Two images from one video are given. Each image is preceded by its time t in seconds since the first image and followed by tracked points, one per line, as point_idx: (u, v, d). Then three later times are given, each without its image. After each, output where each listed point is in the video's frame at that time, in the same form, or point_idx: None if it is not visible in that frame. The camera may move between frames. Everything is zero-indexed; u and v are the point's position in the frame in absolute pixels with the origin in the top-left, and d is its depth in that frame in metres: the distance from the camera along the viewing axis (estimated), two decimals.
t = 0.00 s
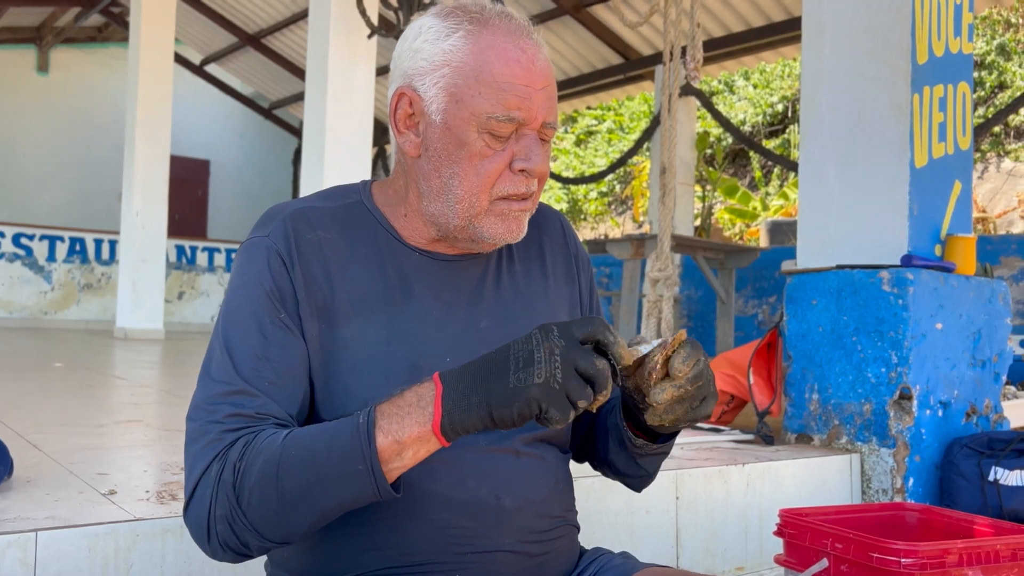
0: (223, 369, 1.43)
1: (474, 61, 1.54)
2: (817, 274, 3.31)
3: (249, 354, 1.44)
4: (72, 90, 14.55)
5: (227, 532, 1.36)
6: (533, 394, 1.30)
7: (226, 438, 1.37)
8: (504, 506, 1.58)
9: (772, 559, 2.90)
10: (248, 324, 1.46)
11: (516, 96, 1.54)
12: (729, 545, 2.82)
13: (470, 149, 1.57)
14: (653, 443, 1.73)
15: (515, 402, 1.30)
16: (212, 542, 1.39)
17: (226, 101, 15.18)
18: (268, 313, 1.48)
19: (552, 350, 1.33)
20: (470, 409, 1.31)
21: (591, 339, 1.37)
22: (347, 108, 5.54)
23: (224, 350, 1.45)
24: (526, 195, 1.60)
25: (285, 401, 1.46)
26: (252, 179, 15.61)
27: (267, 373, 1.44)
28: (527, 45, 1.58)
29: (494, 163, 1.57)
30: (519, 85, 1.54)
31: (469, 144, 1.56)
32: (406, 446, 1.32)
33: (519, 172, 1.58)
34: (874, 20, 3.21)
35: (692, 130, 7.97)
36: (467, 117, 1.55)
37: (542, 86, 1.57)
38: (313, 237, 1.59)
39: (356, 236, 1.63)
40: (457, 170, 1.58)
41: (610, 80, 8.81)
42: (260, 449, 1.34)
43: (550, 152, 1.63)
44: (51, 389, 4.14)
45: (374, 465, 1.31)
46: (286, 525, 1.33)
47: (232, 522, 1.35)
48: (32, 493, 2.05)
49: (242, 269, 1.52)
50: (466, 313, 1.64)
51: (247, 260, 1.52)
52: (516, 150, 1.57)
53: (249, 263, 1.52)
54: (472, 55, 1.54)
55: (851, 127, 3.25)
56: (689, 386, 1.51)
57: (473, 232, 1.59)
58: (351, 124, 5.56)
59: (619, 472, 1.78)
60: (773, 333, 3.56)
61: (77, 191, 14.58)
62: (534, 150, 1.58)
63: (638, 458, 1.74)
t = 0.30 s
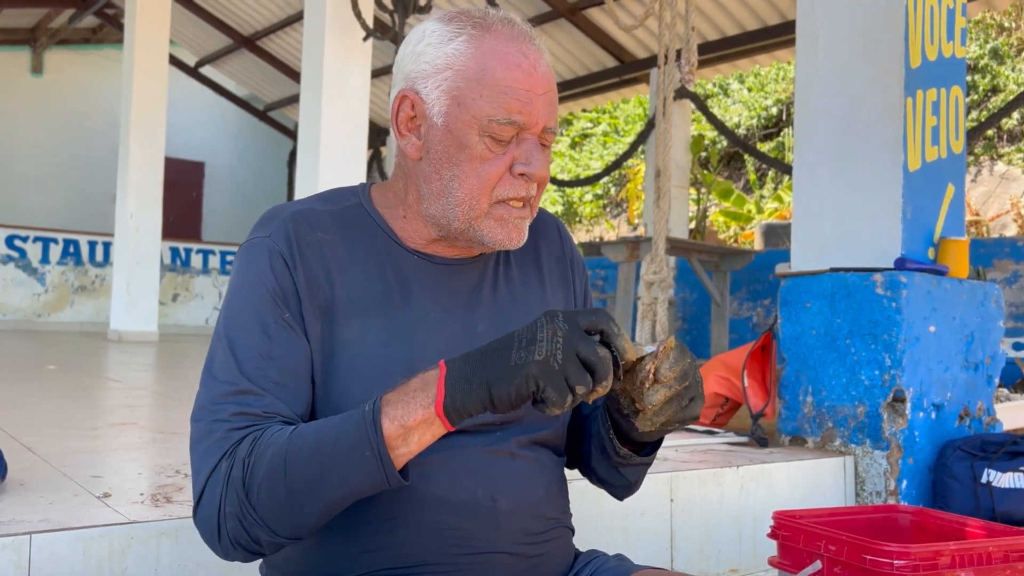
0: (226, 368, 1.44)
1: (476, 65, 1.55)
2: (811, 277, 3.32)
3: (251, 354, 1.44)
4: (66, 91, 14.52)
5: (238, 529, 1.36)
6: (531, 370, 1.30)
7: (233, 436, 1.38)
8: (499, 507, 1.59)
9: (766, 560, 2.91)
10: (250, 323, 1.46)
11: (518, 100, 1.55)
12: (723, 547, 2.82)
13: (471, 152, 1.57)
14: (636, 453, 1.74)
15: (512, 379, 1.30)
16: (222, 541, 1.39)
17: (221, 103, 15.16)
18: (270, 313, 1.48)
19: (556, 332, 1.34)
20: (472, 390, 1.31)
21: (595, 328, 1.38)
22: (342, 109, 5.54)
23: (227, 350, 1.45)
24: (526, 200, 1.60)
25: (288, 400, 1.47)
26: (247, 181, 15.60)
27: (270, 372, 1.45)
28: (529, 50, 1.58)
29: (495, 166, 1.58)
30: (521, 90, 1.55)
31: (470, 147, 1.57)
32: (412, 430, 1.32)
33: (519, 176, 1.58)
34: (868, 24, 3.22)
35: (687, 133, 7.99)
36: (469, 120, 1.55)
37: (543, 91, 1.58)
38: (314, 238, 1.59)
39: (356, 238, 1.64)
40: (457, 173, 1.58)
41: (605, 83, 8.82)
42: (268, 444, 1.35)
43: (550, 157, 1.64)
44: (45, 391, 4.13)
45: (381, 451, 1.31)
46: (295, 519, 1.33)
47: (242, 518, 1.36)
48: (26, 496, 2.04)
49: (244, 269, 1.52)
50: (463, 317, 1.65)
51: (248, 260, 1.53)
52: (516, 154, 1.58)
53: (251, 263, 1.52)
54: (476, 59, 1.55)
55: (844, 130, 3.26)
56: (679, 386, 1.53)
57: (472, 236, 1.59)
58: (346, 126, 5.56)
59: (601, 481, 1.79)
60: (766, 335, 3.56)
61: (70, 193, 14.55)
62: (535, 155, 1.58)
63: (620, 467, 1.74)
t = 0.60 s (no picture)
0: (216, 376, 1.44)
1: (466, 69, 1.55)
2: (801, 281, 3.34)
3: (241, 361, 1.45)
4: (58, 93, 14.47)
5: (223, 540, 1.37)
6: (515, 404, 1.30)
7: (221, 447, 1.39)
8: (490, 512, 1.59)
9: (756, 564, 2.92)
10: (240, 330, 1.47)
11: (508, 104, 1.55)
12: (715, 550, 2.83)
13: (462, 156, 1.57)
14: (631, 457, 1.74)
15: (497, 412, 1.30)
16: (208, 550, 1.40)
17: (213, 106, 15.14)
18: (260, 319, 1.49)
19: (536, 360, 1.33)
20: (458, 420, 1.31)
21: (577, 346, 1.37)
22: (335, 112, 5.54)
23: (217, 357, 1.46)
24: (516, 203, 1.61)
25: (278, 408, 1.47)
26: (239, 184, 15.57)
27: (259, 379, 1.45)
28: (519, 54, 1.59)
29: (485, 170, 1.58)
30: (511, 93, 1.56)
31: (461, 150, 1.57)
32: (398, 452, 1.32)
33: (510, 179, 1.59)
34: (858, 29, 3.23)
35: (679, 137, 8.01)
36: (459, 123, 1.56)
37: (534, 95, 1.58)
38: (304, 243, 1.60)
39: (347, 242, 1.64)
40: (448, 176, 1.59)
41: (597, 87, 8.84)
42: (254, 458, 1.35)
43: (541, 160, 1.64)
44: (35, 395, 4.12)
45: (366, 473, 1.32)
46: (281, 533, 1.34)
47: (227, 530, 1.37)
48: (15, 500, 2.04)
49: (233, 276, 1.53)
50: (454, 322, 1.65)
51: (238, 266, 1.53)
52: (507, 158, 1.58)
53: (240, 270, 1.53)
54: (466, 63, 1.56)
55: (835, 135, 3.28)
56: (682, 395, 1.54)
57: (461, 241, 1.60)
58: (339, 129, 5.56)
59: (596, 485, 1.79)
60: (758, 339, 3.57)
61: (61, 196, 14.51)
62: (526, 158, 1.59)
63: (616, 472, 1.75)
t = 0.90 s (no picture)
0: (206, 377, 1.44)
1: (457, 75, 1.55)
2: (790, 285, 3.35)
3: (232, 361, 1.45)
4: (46, 96, 14.41)
5: (215, 538, 1.37)
6: (524, 405, 1.31)
7: (212, 443, 1.38)
8: (477, 515, 1.59)
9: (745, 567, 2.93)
10: (229, 332, 1.46)
11: (498, 110, 1.55)
12: (703, 554, 2.84)
13: (451, 162, 1.58)
14: (618, 467, 1.74)
15: (503, 410, 1.31)
16: (200, 549, 1.39)
17: (203, 109, 15.10)
18: (250, 321, 1.48)
19: (548, 362, 1.35)
20: (458, 414, 1.31)
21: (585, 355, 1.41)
22: (325, 116, 5.53)
23: (207, 357, 1.45)
24: (506, 210, 1.61)
25: (270, 409, 1.47)
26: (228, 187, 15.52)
27: (250, 381, 1.45)
28: (510, 60, 1.59)
29: (475, 176, 1.58)
30: (501, 101, 1.56)
31: (450, 156, 1.58)
32: (393, 448, 1.32)
33: (499, 186, 1.59)
34: (846, 35, 3.25)
35: (669, 141, 8.03)
36: (449, 129, 1.56)
37: (524, 102, 1.58)
38: (295, 245, 1.60)
39: (337, 245, 1.64)
40: (438, 182, 1.59)
41: (587, 91, 8.85)
42: (245, 455, 1.34)
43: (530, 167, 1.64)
44: (22, 398, 4.09)
45: (359, 465, 1.30)
46: (273, 531, 1.33)
47: (219, 528, 1.36)
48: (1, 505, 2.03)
49: (223, 278, 1.52)
50: (444, 326, 1.65)
51: (228, 267, 1.53)
52: (497, 164, 1.58)
53: (231, 270, 1.52)
54: (456, 69, 1.56)
55: (823, 140, 3.29)
56: (666, 401, 1.54)
57: (451, 245, 1.60)
58: (329, 132, 5.55)
59: (585, 490, 1.79)
60: (747, 343, 3.57)
61: (49, 198, 14.44)
62: (514, 165, 1.59)
63: (604, 479, 1.75)
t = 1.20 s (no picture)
0: (201, 385, 1.44)
1: (448, 80, 1.56)
2: (778, 289, 3.36)
3: (225, 369, 1.44)
4: (33, 97, 14.34)
5: (215, 553, 1.37)
6: (511, 416, 1.30)
7: (217, 458, 1.38)
8: (467, 519, 1.59)
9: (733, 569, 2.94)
10: (222, 338, 1.46)
11: (489, 115, 1.56)
12: (692, 557, 2.85)
13: (443, 167, 1.58)
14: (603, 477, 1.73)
15: (494, 427, 1.30)
16: (198, 562, 1.40)
17: (191, 111, 15.05)
18: (243, 327, 1.48)
19: (533, 373, 1.34)
20: (456, 440, 1.32)
21: (576, 368, 1.36)
22: (314, 118, 5.52)
23: (200, 365, 1.45)
24: (498, 213, 1.61)
25: (266, 418, 1.47)
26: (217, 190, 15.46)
27: (244, 387, 1.45)
28: (500, 64, 1.59)
29: (467, 180, 1.59)
30: (492, 105, 1.56)
31: (442, 161, 1.58)
32: (395, 473, 1.32)
33: (491, 190, 1.59)
34: (834, 39, 3.27)
35: (658, 145, 8.05)
36: (441, 134, 1.57)
37: (515, 106, 1.58)
38: (285, 251, 1.60)
39: (329, 251, 1.64)
40: (430, 187, 1.59)
41: (577, 95, 8.86)
42: (250, 474, 1.35)
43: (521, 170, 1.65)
44: (9, 402, 4.07)
45: (363, 491, 1.31)
46: (273, 548, 1.34)
47: (219, 544, 1.37)
48: None
49: (215, 284, 1.52)
50: (435, 329, 1.65)
51: (220, 274, 1.53)
52: (488, 168, 1.59)
53: (222, 276, 1.52)
54: (447, 74, 1.56)
55: (811, 145, 3.31)
56: (662, 419, 1.55)
57: (444, 249, 1.61)
58: (318, 135, 5.54)
59: (566, 494, 1.80)
60: (735, 346, 3.58)
61: (36, 200, 14.37)
62: (506, 169, 1.59)
63: (586, 486, 1.75)
